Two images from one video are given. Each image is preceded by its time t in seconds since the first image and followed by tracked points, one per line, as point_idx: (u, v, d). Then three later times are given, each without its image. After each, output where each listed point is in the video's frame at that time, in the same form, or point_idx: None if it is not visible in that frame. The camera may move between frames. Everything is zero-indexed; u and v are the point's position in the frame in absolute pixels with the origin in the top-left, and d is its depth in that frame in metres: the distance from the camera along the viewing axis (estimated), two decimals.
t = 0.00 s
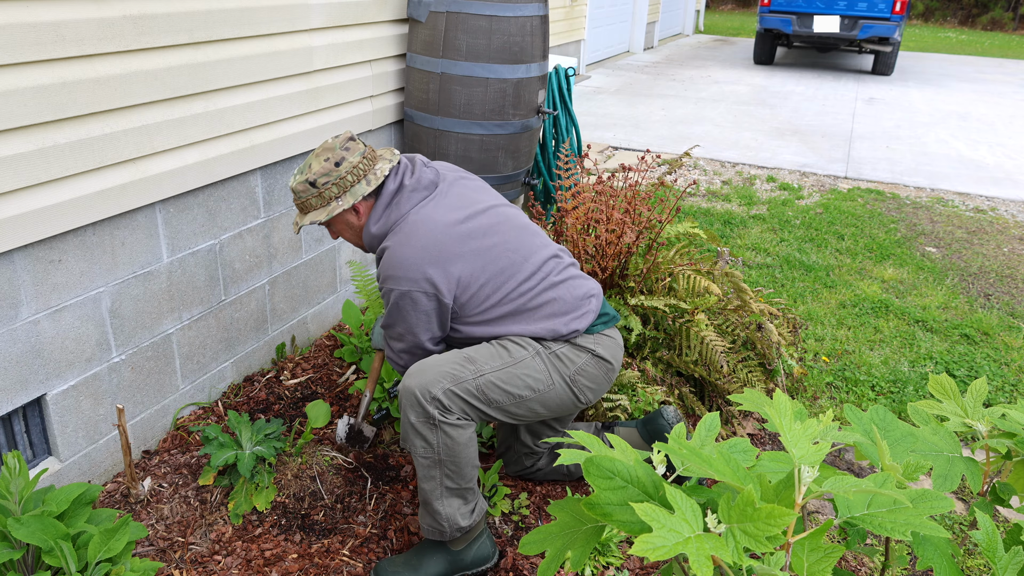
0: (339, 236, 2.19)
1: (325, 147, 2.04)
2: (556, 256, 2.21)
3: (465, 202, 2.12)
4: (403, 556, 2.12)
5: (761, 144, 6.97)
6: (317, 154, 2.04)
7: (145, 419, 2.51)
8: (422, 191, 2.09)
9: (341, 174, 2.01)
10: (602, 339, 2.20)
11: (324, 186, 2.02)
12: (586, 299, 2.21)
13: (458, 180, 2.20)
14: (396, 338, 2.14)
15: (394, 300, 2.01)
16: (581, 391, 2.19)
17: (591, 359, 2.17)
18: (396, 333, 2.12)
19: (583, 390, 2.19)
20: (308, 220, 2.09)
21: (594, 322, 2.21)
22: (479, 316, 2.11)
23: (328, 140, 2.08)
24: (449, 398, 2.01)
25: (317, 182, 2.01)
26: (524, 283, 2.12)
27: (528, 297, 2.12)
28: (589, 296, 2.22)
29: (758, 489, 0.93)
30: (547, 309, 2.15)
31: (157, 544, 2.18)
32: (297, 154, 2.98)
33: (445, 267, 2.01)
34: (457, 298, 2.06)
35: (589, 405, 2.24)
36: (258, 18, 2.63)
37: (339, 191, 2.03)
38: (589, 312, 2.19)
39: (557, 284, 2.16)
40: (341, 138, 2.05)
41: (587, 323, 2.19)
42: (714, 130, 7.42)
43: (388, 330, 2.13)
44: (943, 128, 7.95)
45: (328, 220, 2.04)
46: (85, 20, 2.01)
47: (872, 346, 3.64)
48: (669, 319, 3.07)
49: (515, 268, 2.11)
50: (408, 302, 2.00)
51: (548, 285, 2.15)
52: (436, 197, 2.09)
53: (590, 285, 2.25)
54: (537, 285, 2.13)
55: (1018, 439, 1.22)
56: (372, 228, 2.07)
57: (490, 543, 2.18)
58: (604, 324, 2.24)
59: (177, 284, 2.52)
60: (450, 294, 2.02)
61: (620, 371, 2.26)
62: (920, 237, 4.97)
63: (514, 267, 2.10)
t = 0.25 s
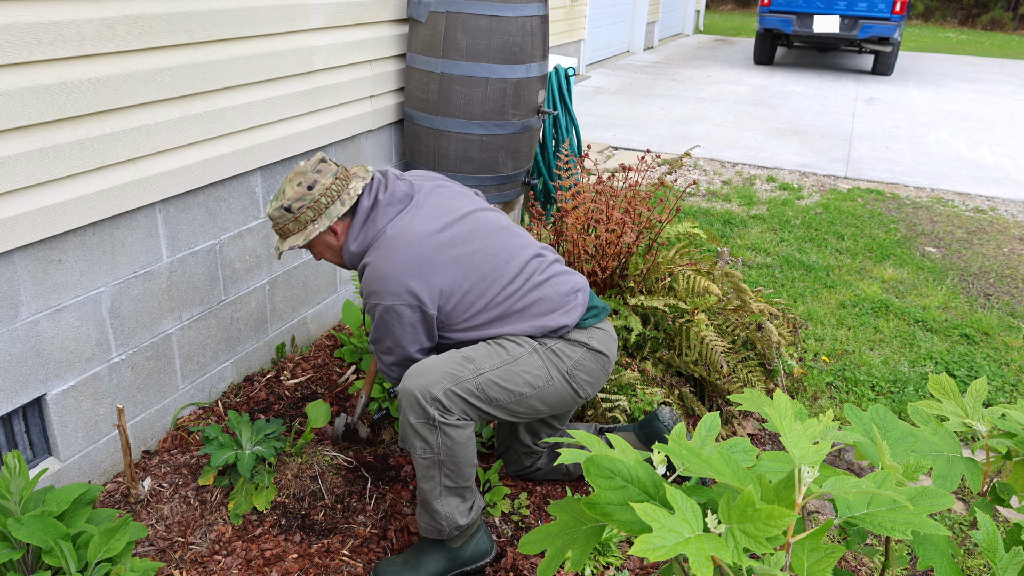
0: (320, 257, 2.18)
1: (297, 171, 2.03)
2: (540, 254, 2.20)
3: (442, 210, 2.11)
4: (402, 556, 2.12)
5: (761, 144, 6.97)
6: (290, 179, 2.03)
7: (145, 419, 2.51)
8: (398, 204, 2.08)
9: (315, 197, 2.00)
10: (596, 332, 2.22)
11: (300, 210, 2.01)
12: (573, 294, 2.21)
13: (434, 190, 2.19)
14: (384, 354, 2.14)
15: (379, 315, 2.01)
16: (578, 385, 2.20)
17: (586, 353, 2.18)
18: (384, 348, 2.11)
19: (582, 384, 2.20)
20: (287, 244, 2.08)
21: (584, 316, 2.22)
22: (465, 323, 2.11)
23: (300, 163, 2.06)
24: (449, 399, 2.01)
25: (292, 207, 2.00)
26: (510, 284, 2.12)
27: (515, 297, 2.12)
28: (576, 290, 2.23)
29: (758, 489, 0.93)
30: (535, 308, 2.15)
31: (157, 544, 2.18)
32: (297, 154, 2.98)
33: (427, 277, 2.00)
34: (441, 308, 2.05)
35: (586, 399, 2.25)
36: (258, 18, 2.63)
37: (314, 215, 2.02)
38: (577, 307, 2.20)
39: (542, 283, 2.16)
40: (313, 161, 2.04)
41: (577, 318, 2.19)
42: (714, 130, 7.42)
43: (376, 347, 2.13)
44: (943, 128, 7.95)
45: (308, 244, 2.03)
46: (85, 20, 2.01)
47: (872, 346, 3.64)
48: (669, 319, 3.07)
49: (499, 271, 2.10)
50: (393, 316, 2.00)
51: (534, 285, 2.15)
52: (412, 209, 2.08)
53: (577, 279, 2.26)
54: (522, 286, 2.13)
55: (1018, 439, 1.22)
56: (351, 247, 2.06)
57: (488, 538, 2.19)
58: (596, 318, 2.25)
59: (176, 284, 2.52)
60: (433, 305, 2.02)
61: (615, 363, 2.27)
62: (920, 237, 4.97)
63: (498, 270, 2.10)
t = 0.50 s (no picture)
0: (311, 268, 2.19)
1: (282, 185, 2.04)
2: (525, 251, 2.20)
3: (426, 213, 2.12)
4: (401, 557, 2.12)
5: (761, 144, 6.97)
6: (276, 193, 2.04)
7: (145, 419, 2.51)
8: (382, 210, 2.08)
9: (300, 211, 2.01)
10: (591, 326, 2.22)
11: (286, 224, 2.02)
12: (562, 288, 2.21)
13: (418, 193, 2.20)
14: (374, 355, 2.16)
15: (367, 316, 2.04)
16: (580, 381, 2.19)
17: (584, 348, 2.18)
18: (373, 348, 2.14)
19: (583, 380, 2.19)
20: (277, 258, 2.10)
21: (575, 310, 2.22)
22: (455, 324, 2.12)
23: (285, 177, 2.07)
24: (455, 406, 2.00)
25: (278, 221, 2.02)
26: (498, 282, 2.12)
27: (504, 295, 2.13)
28: (565, 285, 2.22)
29: (758, 489, 0.93)
30: (525, 305, 2.15)
31: (157, 544, 2.18)
32: (297, 154, 2.98)
33: (412, 280, 2.01)
34: (428, 309, 2.06)
35: (589, 395, 2.24)
36: (258, 18, 2.63)
37: (300, 228, 2.03)
38: (565, 301, 2.19)
39: (529, 280, 2.16)
40: (296, 175, 2.04)
41: (570, 312, 2.20)
42: (714, 130, 7.42)
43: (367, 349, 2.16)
44: (943, 128, 7.96)
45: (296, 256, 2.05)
46: (85, 20, 2.01)
47: (872, 346, 3.64)
48: (669, 319, 3.07)
49: (486, 270, 2.11)
50: (380, 316, 2.02)
51: (523, 282, 2.15)
52: (396, 214, 2.10)
53: (566, 274, 2.26)
54: (510, 284, 2.13)
55: (1018, 439, 1.22)
56: (338, 254, 2.07)
57: (486, 537, 2.20)
58: (587, 312, 2.25)
59: (177, 284, 2.52)
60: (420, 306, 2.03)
61: (613, 357, 2.27)
62: (920, 237, 4.97)
63: (484, 269, 2.11)
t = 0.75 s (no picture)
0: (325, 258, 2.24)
1: (306, 172, 2.10)
2: (536, 253, 2.20)
3: (441, 210, 2.14)
4: (402, 556, 2.12)
5: (761, 144, 6.97)
6: (299, 179, 2.10)
7: (145, 419, 2.51)
8: (398, 205, 2.11)
9: (319, 197, 2.06)
10: (598, 330, 2.22)
11: (304, 209, 2.07)
12: (571, 291, 2.20)
13: (435, 191, 2.22)
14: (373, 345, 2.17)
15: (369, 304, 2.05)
16: (586, 385, 2.18)
17: (591, 352, 2.18)
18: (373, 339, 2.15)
19: (590, 384, 2.19)
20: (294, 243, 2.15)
21: (583, 312, 2.21)
22: (461, 320, 2.12)
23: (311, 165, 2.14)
24: (460, 404, 2.00)
25: (297, 206, 2.07)
26: (505, 281, 2.12)
27: (510, 294, 2.13)
28: (575, 288, 2.22)
29: (758, 489, 0.93)
30: (530, 305, 2.15)
31: (157, 544, 2.18)
32: (297, 153, 2.98)
33: (419, 272, 2.02)
34: (434, 304, 2.07)
35: (595, 400, 2.23)
36: (258, 18, 2.63)
37: (317, 214, 2.08)
38: (574, 303, 2.19)
39: (538, 281, 2.16)
40: (322, 163, 2.11)
41: (577, 314, 2.19)
42: (714, 130, 7.42)
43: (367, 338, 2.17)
44: (943, 128, 7.96)
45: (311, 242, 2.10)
46: (84, 20, 2.01)
47: (872, 346, 3.64)
48: (669, 319, 3.07)
49: (494, 268, 2.11)
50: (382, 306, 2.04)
51: (530, 283, 2.15)
52: (410, 210, 2.12)
53: (575, 276, 2.25)
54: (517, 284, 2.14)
55: (1018, 439, 1.22)
56: (351, 245, 2.11)
57: (487, 539, 2.19)
58: (594, 317, 2.23)
59: (177, 284, 2.52)
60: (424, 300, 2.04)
61: (621, 362, 2.26)
62: (920, 237, 4.97)
63: (492, 267, 2.11)
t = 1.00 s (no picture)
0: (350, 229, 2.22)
1: (344, 141, 2.09)
2: (563, 252, 2.21)
3: (478, 193, 2.15)
4: (402, 556, 2.12)
5: (761, 144, 6.97)
6: (336, 147, 2.09)
7: (145, 419, 2.51)
8: (434, 181, 2.12)
9: (357, 167, 2.05)
10: (610, 335, 2.21)
11: (340, 177, 2.06)
12: (591, 293, 2.20)
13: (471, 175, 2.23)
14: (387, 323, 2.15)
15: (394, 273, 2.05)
16: (592, 390, 2.18)
17: (600, 357, 2.17)
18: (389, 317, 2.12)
19: (595, 388, 2.19)
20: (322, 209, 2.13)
21: (599, 318, 2.20)
22: (480, 302, 2.12)
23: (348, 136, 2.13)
24: (462, 398, 2.01)
25: (333, 173, 2.06)
26: (530, 274, 2.12)
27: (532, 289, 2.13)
28: (595, 292, 2.22)
29: (758, 489, 0.93)
30: (550, 301, 2.15)
31: (157, 544, 2.18)
32: (297, 153, 2.98)
33: (448, 248, 2.03)
34: (458, 282, 2.07)
35: (598, 405, 2.23)
36: (257, 18, 2.63)
37: (353, 183, 2.07)
38: (592, 306, 2.18)
39: (561, 278, 2.16)
40: (361, 135, 2.11)
41: (592, 319, 2.18)
42: (713, 130, 7.42)
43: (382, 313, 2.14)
44: (943, 128, 7.95)
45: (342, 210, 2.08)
46: (84, 20, 2.01)
47: (872, 346, 3.64)
48: (669, 319, 3.07)
49: (520, 259, 2.12)
50: (406, 277, 2.03)
51: (552, 281, 2.15)
52: (446, 188, 2.12)
53: (596, 281, 2.24)
54: (541, 279, 2.13)
55: (1018, 439, 1.22)
56: (385, 214, 2.10)
57: (488, 541, 2.19)
58: (610, 324, 2.22)
59: (177, 284, 2.52)
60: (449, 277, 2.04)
61: (629, 370, 2.26)
62: (920, 237, 4.97)
63: (518, 257, 2.11)
